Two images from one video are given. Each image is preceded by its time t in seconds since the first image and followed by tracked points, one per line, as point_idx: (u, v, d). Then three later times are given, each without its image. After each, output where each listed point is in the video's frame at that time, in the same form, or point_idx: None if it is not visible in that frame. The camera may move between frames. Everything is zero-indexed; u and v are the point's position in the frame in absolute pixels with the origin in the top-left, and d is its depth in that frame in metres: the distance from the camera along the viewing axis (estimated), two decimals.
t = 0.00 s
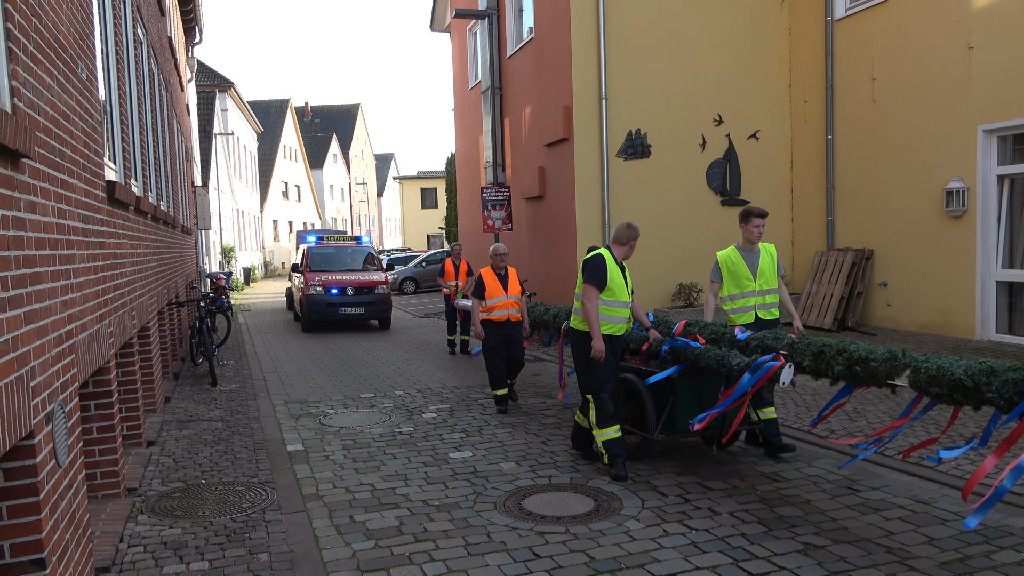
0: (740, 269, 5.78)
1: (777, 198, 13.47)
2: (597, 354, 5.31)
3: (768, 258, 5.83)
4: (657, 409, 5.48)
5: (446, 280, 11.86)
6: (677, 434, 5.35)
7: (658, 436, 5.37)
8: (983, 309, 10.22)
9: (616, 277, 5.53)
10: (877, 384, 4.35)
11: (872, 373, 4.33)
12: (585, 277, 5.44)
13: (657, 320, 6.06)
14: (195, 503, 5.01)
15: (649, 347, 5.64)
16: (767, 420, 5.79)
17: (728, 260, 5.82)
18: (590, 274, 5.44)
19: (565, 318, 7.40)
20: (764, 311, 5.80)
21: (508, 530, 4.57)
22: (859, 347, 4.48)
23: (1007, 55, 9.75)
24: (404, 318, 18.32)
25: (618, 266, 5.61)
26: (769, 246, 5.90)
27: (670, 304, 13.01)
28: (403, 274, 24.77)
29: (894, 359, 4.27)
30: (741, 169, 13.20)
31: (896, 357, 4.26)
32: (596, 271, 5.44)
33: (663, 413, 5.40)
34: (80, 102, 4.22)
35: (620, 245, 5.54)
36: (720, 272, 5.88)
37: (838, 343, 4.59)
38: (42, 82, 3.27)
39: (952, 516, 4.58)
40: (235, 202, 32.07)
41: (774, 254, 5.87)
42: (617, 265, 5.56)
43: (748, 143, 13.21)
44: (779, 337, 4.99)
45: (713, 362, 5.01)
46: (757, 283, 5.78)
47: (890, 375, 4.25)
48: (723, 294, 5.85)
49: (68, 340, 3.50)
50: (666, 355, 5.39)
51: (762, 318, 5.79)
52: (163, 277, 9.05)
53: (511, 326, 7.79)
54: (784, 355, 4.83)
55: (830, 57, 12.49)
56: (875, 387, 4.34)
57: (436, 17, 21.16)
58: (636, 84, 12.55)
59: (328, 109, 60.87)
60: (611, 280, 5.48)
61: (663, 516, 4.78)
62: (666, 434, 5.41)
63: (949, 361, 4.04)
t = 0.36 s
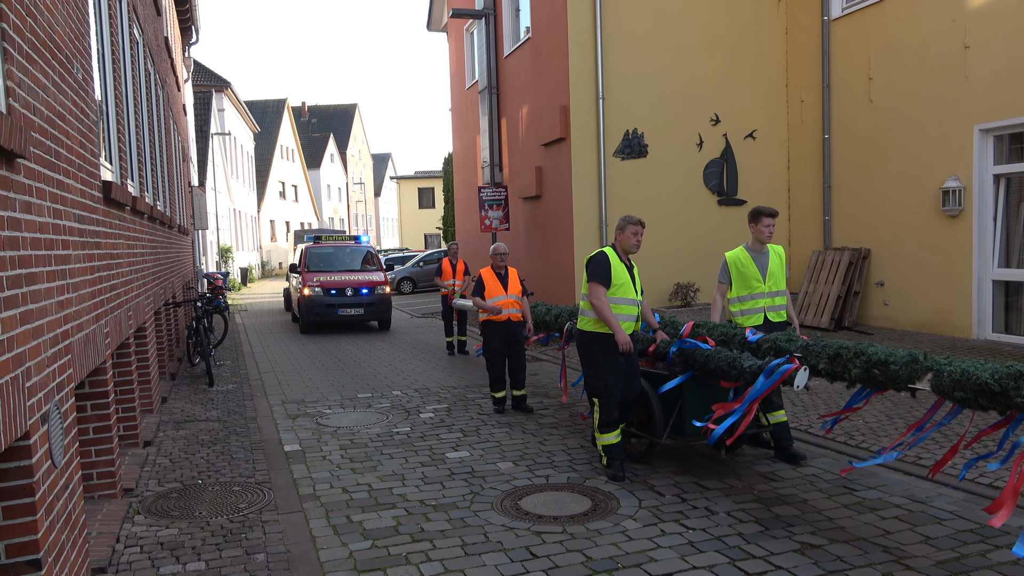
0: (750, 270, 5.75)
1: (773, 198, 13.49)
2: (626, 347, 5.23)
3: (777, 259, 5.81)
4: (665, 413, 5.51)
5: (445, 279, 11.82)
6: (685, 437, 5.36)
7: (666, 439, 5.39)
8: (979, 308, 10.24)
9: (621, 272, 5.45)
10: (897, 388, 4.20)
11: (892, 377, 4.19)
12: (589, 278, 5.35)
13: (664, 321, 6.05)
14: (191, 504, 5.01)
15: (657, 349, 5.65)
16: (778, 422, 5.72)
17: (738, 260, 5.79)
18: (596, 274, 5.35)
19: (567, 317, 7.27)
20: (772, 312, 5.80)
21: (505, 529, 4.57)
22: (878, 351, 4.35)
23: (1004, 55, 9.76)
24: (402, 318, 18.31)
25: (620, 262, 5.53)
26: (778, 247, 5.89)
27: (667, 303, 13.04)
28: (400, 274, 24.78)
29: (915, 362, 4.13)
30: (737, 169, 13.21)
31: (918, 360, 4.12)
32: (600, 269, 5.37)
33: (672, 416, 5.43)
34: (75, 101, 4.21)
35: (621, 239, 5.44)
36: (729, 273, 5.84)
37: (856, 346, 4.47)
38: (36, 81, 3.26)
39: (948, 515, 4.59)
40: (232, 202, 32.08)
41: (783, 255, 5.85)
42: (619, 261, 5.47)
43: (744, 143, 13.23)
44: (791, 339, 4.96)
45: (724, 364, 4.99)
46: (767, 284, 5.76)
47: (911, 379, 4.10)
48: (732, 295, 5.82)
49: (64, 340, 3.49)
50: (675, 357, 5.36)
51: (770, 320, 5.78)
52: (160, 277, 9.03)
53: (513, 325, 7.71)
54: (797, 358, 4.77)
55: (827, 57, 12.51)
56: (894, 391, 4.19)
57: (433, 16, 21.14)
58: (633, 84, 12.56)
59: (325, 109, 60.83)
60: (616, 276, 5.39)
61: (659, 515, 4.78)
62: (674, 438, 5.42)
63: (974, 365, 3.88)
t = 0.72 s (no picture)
0: (757, 269, 5.75)
1: (772, 197, 13.49)
2: (596, 350, 5.30)
3: (785, 257, 5.81)
4: (671, 415, 5.51)
5: (442, 279, 11.77)
6: (691, 440, 5.36)
7: (672, 442, 5.39)
8: (977, 309, 10.25)
9: (619, 271, 5.42)
10: (912, 392, 4.10)
11: (908, 380, 4.09)
12: (585, 275, 5.44)
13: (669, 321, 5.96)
14: (188, 502, 5.00)
15: (661, 350, 5.61)
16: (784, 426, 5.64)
17: (744, 258, 5.79)
18: (590, 272, 5.42)
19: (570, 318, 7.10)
20: (780, 312, 5.76)
21: (502, 528, 4.56)
22: (892, 352, 4.24)
23: (1003, 55, 9.77)
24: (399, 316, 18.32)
25: (625, 261, 5.50)
26: (786, 245, 5.88)
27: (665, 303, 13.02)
28: (398, 272, 24.77)
29: (931, 365, 4.00)
30: (736, 168, 13.21)
31: (934, 363, 3.99)
32: (594, 269, 5.40)
33: (677, 419, 5.42)
34: (73, 98, 4.20)
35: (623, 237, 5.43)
36: (735, 272, 5.86)
37: (869, 347, 4.34)
38: (34, 77, 3.25)
39: (944, 515, 4.60)
40: (230, 200, 32.05)
41: (791, 253, 5.84)
42: (621, 260, 5.46)
43: (743, 143, 13.23)
44: (802, 341, 4.77)
45: (732, 366, 4.93)
46: (775, 283, 5.75)
47: (927, 382, 3.99)
48: (738, 294, 5.84)
49: (61, 337, 3.48)
50: (681, 358, 5.30)
51: (779, 320, 5.74)
52: (157, 275, 9.02)
53: (515, 324, 7.67)
54: (809, 360, 4.60)
55: (825, 58, 12.52)
56: (909, 394, 4.10)
57: (432, 15, 21.14)
58: (632, 83, 12.55)
59: (323, 107, 60.80)
60: (611, 274, 5.39)
61: (657, 514, 4.78)
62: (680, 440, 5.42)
63: (993, 368, 3.73)
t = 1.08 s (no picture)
0: (759, 268, 5.76)
1: (771, 196, 13.49)
2: (596, 344, 5.33)
3: (787, 257, 5.81)
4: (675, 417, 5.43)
5: (441, 277, 11.68)
6: (695, 441, 5.28)
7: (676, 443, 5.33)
8: (975, 309, 10.26)
9: (622, 269, 5.41)
10: (923, 395, 4.03)
11: (919, 383, 4.01)
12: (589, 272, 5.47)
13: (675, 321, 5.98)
14: (186, 498, 5.00)
15: (666, 350, 5.57)
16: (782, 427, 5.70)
17: (747, 257, 5.79)
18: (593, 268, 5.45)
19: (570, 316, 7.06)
20: (780, 313, 5.77)
21: (500, 526, 4.57)
22: (902, 356, 4.18)
23: (1002, 56, 9.77)
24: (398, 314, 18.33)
25: (630, 260, 5.48)
26: (789, 246, 5.88)
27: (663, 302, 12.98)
28: (396, 270, 24.77)
29: (943, 368, 3.93)
30: (735, 168, 13.21)
31: (946, 366, 3.91)
32: (595, 266, 5.42)
33: (681, 419, 5.35)
34: (71, 94, 4.18)
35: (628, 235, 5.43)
36: (737, 270, 5.86)
37: (879, 350, 4.27)
38: (33, 72, 3.24)
39: (941, 515, 4.60)
40: (229, 197, 32.03)
41: (793, 253, 5.84)
42: (625, 258, 5.44)
43: (742, 143, 13.24)
44: (809, 342, 4.71)
45: (738, 367, 4.88)
46: (776, 283, 5.76)
47: (939, 386, 3.91)
48: (740, 293, 5.83)
49: (59, 333, 3.48)
50: (686, 359, 5.27)
51: (778, 321, 5.75)
52: (155, 271, 9.03)
53: (516, 322, 7.68)
54: (816, 362, 4.55)
55: (825, 58, 12.52)
56: (920, 397, 4.02)
57: (431, 13, 21.13)
58: (632, 82, 12.56)
59: (322, 105, 60.74)
60: (613, 271, 5.39)
61: (654, 513, 4.79)
62: (684, 442, 5.34)
63: (1008, 372, 3.68)
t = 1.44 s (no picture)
0: (759, 264, 5.74)
1: (769, 193, 13.49)
2: (603, 338, 5.22)
3: (786, 254, 5.81)
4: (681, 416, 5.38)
5: (448, 273, 11.71)
6: (702, 440, 5.23)
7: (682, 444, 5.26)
8: (973, 306, 10.28)
9: (622, 264, 5.41)
10: (937, 394, 4.03)
11: (933, 383, 4.01)
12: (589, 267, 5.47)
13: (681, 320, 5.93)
14: (184, 496, 5.00)
15: (672, 348, 5.52)
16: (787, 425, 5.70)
17: (747, 254, 5.77)
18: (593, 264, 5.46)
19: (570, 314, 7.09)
20: (779, 309, 5.79)
21: (498, 523, 4.57)
22: (916, 355, 4.20)
23: (1000, 53, 9.78)
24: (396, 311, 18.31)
25: (631, 256, 5.50)
26: (788, 242, 5.87)
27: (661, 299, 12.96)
28: (395, 267, 24.74)
29: (959, 368, 3.92)
30: (733, 165, 13.21)
31: (961, 366, 3.90)
32: (595, 261, 5.44)
33: (688, 419, 5.29)
34: (68, 90, 4.18)
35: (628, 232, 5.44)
36: (738, 267, 5.83)
37: (892, 349, 4.30)
38: (29, 70, 3.24)
39: (939, 512, 4.61)
40: (227, 194, 32.00)
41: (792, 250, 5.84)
42: (625, 255, 5.46)
43: (740, 139, 13.23)
44: (819, 341, 4.73)
45: (746, 365, 4.84)
46: (775, 279, 5.76)
47: (953, 386, 3.90)
48: (740, 290, 5.81)
49: (56, 330, 3.48)
50: (693, 357, 5.23)
51: (777, 317, 5.78)
52: (153, 268, 9.01)
53: (515, 320, 7.69)
54: (827, 361, 4.56)
55: (823, 55, 12.52)
56: (934, 397, 4.02)
57: (430, 10, 21.10)
58: (631, 79, 12.56)
59: (320, 102, 60.64)
60: (612, 267, 5.39)
61: (652, 510, 4.79)
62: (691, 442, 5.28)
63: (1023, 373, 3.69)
